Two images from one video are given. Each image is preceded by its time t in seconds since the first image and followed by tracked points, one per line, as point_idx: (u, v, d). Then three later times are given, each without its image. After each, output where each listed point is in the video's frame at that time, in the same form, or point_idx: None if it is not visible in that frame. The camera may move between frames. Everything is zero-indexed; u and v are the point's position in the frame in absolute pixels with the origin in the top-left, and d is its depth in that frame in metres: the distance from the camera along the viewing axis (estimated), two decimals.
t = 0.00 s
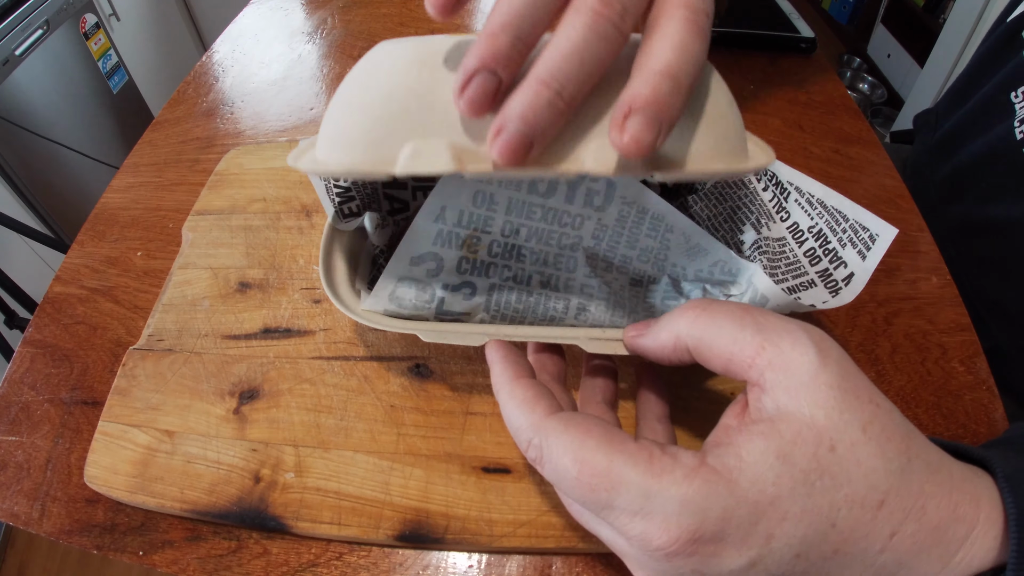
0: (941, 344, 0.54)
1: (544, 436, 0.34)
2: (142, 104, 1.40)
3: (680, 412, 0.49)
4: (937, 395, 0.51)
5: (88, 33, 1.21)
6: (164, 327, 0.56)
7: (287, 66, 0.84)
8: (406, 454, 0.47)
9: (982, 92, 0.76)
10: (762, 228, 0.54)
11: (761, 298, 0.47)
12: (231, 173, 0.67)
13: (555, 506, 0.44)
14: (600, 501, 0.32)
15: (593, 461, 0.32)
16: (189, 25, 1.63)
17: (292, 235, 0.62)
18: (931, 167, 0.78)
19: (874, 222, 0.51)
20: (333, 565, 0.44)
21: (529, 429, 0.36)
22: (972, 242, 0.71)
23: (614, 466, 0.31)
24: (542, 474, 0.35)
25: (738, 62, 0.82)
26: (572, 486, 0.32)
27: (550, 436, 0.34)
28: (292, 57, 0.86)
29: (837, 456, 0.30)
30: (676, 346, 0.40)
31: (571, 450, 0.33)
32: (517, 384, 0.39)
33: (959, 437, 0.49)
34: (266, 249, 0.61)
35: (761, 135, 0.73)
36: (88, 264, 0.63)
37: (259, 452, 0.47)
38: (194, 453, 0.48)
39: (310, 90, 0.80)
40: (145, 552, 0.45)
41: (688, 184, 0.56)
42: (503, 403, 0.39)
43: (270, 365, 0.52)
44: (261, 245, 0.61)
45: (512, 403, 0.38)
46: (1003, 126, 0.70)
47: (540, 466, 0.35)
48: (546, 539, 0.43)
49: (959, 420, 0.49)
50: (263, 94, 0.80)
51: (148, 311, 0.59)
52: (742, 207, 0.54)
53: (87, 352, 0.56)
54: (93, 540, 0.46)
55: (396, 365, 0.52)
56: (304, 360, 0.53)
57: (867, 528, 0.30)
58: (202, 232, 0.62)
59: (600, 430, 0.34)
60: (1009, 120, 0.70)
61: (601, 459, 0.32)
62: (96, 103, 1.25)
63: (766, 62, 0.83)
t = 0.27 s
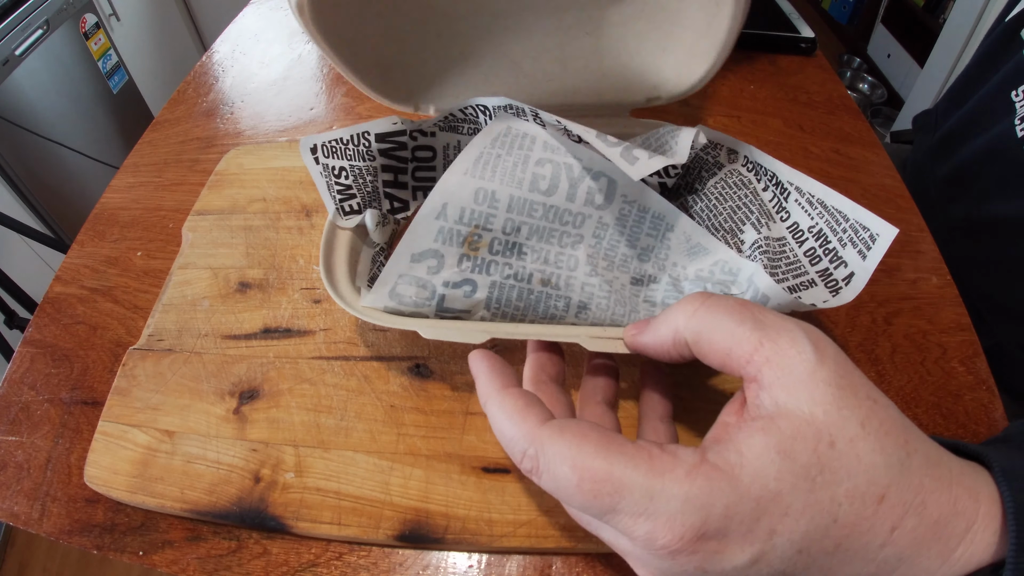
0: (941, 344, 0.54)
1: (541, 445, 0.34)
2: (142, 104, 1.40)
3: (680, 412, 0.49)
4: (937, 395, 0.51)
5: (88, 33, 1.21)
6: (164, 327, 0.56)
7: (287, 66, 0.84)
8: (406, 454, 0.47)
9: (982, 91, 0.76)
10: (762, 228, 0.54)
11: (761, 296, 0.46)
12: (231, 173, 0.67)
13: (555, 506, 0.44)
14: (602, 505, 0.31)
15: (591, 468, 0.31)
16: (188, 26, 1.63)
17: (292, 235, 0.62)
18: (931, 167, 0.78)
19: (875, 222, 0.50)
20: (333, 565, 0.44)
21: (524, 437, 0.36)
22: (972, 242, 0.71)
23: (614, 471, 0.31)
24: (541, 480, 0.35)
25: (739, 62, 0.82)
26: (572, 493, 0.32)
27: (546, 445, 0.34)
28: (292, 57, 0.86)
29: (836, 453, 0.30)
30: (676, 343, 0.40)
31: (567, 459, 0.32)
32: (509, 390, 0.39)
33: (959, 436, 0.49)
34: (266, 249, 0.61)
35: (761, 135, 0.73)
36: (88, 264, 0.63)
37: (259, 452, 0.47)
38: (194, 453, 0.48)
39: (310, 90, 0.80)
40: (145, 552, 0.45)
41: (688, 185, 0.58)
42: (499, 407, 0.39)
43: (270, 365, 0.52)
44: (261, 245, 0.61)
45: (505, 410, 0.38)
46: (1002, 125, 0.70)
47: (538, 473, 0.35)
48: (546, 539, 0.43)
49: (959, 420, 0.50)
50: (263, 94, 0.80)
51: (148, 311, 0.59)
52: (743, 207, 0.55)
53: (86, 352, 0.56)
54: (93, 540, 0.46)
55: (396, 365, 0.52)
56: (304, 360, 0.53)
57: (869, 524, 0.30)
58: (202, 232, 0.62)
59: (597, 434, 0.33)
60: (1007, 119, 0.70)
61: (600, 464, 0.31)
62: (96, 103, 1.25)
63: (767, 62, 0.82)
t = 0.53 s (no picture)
0: (942, 344, 0.54)
1: (549, 440, 0.33)
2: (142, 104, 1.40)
3: (680, 412, 0.49)
4: (937, 395, 0.51)
5: (88, 33, 1.21)
6: (164, 327, 0.56)
7: (287, 66, 0.84)
8: (406, 454, 0.47)
9: (984, 90, 0.75)
10: (762, 228, 0.54)
11: (761, 297, 0.46)
12: (231, 173, 0.67)
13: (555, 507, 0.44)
14: (612, 500, 0.31)
15: (603, 462, 0.31)
16: (189, 25, 1.62)
17: (292, 235, 0.62)
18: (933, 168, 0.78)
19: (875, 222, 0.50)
20: (333, 565, 0.44)
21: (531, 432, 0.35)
22: (972, 242, 0.70)
23: (625, 465, 0.31)
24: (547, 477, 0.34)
25: (739, 62, 0.82)
26: (581, 488, 0.32)
27: (555, 440, 0.33)
28: (292, 57, 0.86)
29: (841, 447, 0.30)
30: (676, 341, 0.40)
31: (577, 453, 0.32)
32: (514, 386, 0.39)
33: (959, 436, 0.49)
34: (266, 249, 0.61)
35: (761, 135, 0.73)
36: (88, 264, 0.63)
37: (259, 452, 0.47)
38: (194, 453, 0.48)
39: (310, 90, 0.80)
40: (145, 552, 0.45)
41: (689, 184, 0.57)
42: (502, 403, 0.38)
43: (270, 365, 0.52)
44: (261, 245, 0.61)
45: (511, 406, 0.37)
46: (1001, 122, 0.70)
47: (544, 470, 0.34)
48: (546, 539, 0.43)
49: (959, 420, 0.50)
50: (263, 94, 0.80)
51: (148, 312, 0.59)
52: (743, 207, 0.55)
53: (86, 352, 0.56)
54: (93, 540, 0.46)
55: (396, 365, 0.52)
56: (304, 360, 0.53)
57: (874, 516, 0.30)
58: (202, 232, 0.62)
59: (605, 429, 0.33)
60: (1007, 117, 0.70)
61: (610, 459, 0.31)
62: (96, 103, 1.25)
63: (767, 62, 0.82)
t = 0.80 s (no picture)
0: (941, 344, 0.54)
1: (557, 445, 0.33)
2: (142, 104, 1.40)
3: (680, 412, 0.49)
4: (937, 395, 0.51)
5: (88, 33, 1.21)
6: (164, 327, 0.56)
7: (287, 66, 0.84)
8: (406, 454, 0.47)
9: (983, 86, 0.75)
10: (762, 228, 0.54)
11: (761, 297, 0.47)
12: (231, 173, 0.67)
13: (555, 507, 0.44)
14: (622, 505, 0.31)
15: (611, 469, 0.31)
16: (189, 25, 1.62)
17: (292, 235, 0.62)
18: (932, 167, 0.78)
19: (875, 222, 0.51)
20: (333, 565, 0.44)
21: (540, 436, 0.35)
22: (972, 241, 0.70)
23: (635, 470, 0.31)
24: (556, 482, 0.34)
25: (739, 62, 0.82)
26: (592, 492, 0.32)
27: (564, 444, 0.33)
28: (292, 57, 0.86)
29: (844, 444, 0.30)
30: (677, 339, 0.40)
31: (586, 459, 0.32)
32: (522, 389, 0.38)
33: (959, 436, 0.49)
34: (266, 249, 0.61)
35: (761, 135, 0.73)
36: (88, 264, 0.63)
37: (259, 452, 0.47)
38: (194, 453, 0.48)
39: (310, 90, 0.80)
40: (145, 552, 0.45)
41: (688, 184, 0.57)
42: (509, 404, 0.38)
43: (270, 365, 0.52)
44: (261, 245, 0.61)
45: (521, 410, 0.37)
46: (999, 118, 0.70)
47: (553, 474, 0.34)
48: (546, 539, 0.43)
49: (959, 420, 0.50)
50: (263, 94, 0.80)
51: (148, 312, 0.59)
52: (743, 207, 0.55)
53: (86, 352, 0.56)
54: (93, 540, 0.46)
55: (396, 365, 0.52)
56: (304, 360, 0.53)
57: (878, 510, 0.31)
58: (202, 232, 0.62)
59: (612, 434, 0.32)
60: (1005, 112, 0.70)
61: (619, 464, 0.31)
62: (96, 103, 1.25)
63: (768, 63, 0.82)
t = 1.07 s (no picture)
0: (941, 344, 0.54)
1: (552, 444, 0.33)
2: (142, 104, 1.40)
3: (680, 413, 0.49)
4: (937, 395, 0.51)
5: (88, 33, 1.21)
6: (164, 327, 0.56)
7: (288, 67, 0.84)
8: (406, 454, 0.47)
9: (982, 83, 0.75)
10: (762, 228, 0.54)
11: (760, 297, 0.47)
12: (231, 173, 0.67)
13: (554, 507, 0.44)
14: (621, 504, 0.31)
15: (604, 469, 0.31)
16: (189, 25, 1.62)
17: (292, 235, 0.62)
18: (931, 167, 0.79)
19: (874, 222, 0.51)
20: (333, 565, 0.44)
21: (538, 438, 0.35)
22: (972, 241, 0.70)
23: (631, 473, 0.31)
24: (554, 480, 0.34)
25: (739, 63, 0.82)
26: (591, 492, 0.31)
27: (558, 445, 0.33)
28: (292, 57, 0.86)
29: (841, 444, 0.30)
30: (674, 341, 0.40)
31: (578, 460, 0.32)
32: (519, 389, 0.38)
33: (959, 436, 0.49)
34: (266, 249, 0.61)
35: (761, 135, 0.73)
36: (88, 264, 0.63)
37: (259, 452, 0.47)
38: (194, 453, 0.48)
39: (310, 90, 0.80)
40: (145, 552, 0.45)
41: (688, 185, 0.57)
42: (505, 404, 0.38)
43: (270, 365, 0.52)
44: (261, 245, 0.61)
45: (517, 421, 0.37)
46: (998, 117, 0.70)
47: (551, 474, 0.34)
48: (546, 539, 0.43)
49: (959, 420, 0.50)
50: (264, 94, 0.80)
51: (148, 312, 0.59)
52: (743, 207, 0.55)
53: (86, 352, 0.56)
54: (93, 540, 0.46)
55: (396, 365, 0.52)
56: (304, 360, 0.53)
57: (877, 508, 0.31)
58: (202, 232, 0.62)
59: (607, 433, 0.33)
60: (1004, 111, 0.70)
61: (613, 464, 0.31)
62: (96, 103, 1.25)
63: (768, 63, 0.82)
